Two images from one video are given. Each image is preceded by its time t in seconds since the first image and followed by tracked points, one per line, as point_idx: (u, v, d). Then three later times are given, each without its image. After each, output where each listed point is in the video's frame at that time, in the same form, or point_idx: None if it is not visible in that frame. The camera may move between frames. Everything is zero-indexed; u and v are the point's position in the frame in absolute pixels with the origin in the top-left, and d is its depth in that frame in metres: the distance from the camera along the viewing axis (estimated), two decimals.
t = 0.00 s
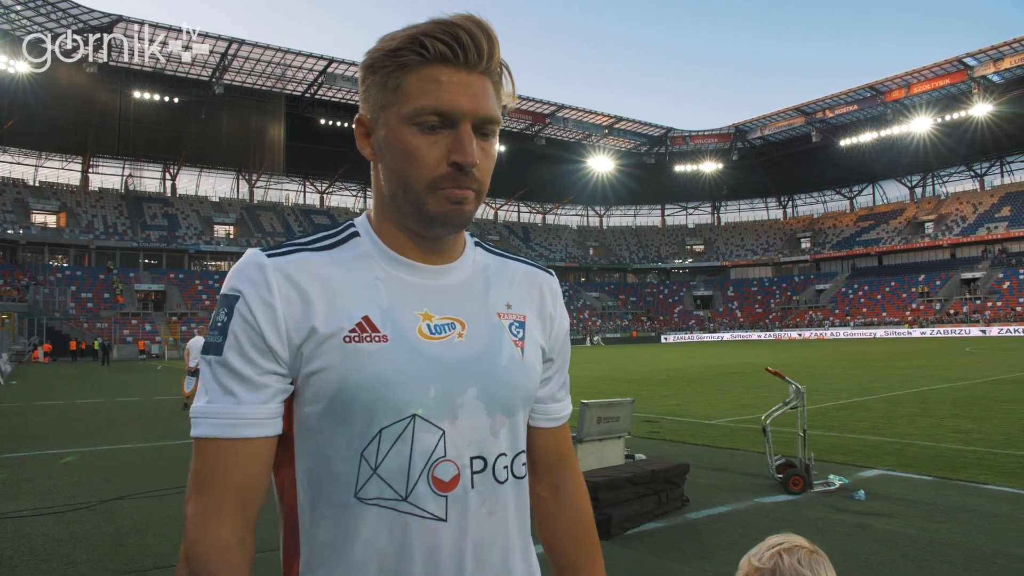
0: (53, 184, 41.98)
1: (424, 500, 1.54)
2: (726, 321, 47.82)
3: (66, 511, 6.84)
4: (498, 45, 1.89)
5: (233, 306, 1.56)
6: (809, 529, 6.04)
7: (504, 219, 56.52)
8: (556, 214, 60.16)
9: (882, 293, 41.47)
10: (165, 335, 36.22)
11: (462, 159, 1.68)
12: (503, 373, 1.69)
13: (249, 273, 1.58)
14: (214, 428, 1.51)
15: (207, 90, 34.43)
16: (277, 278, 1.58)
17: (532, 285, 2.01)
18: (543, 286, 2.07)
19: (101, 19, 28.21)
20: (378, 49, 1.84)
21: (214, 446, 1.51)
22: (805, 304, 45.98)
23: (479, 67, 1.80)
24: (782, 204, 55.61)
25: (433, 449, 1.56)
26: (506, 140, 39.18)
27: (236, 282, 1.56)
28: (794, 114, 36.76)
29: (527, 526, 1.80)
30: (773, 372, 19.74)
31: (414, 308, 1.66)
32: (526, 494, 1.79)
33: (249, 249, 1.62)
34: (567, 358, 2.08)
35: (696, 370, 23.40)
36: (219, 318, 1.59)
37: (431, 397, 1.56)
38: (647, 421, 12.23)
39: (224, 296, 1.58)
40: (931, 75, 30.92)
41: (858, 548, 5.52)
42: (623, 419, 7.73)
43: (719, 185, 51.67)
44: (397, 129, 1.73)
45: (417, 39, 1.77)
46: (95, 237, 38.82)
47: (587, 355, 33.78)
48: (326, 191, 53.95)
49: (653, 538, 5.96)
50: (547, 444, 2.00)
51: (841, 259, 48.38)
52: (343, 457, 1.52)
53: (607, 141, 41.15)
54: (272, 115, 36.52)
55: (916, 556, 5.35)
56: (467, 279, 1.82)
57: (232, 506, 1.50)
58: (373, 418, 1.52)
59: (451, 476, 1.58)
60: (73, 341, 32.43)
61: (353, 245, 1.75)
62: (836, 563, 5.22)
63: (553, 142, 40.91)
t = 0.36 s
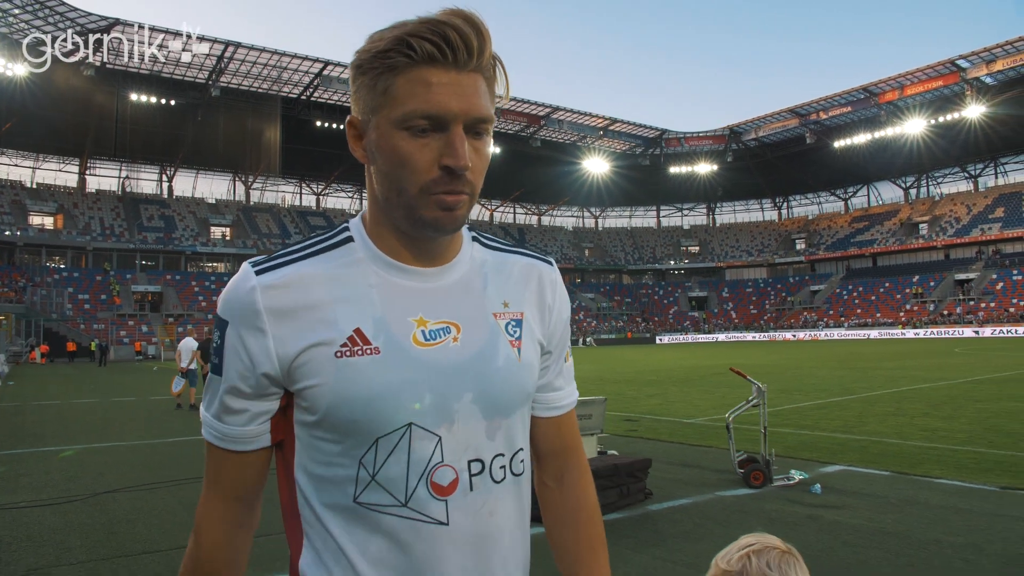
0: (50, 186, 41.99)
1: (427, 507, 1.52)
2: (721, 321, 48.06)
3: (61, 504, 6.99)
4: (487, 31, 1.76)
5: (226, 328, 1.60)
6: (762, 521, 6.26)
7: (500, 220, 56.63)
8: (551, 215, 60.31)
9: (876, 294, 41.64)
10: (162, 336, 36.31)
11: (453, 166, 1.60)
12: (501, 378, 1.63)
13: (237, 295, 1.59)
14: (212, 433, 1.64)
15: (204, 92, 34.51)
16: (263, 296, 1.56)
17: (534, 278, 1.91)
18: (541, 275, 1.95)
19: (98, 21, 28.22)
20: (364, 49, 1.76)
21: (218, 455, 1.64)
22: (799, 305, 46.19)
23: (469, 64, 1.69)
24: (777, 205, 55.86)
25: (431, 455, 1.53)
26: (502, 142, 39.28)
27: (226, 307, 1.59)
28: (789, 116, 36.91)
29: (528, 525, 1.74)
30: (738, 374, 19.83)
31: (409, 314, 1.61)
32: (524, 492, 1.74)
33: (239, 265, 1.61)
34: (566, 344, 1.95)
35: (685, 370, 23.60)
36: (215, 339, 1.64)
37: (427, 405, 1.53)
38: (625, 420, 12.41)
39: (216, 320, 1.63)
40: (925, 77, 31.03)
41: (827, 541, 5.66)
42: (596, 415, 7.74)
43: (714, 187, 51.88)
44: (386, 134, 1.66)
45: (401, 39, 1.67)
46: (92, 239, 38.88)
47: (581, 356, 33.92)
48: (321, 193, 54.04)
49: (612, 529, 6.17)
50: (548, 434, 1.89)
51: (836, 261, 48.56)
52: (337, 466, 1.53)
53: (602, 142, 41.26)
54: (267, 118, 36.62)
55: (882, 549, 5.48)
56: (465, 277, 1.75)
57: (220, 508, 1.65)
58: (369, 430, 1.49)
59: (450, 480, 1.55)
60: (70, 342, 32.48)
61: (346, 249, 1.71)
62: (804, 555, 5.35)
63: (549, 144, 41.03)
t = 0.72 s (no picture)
0: (49, 189, 42.10)
1: (375, 501, 1.56)
2: (717, 323, 48.22)
3: (61, 495, 7.38)
4: (449, 26, 1.82)
5: (177, 319, 1.60)
6: (718, 512, 6.48)
7: (497, 222, 56.76)
8: (549, 217, 60.46)
9: (872, 296, 41.77)
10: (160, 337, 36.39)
11: (406, 158, 1.65)
12: (454, 373, 1.68)
13: (193, 284, 1.61)
14: (166, 440, 1.60)
15: (202, 95, 34.62)
16: (217, 285, 1.60)
17: (492, 275, 1.99)
18: (503, 273, 2.03)
19: (96, 25, 28.33)
20: (325, 38, 1.80)
21: (170, 457, 1.60)
22: (795, 307, 46.31)
23: (430, 57, 1.74)
24: (773, 207, 56.07)
25: (381, 449, 1.57)
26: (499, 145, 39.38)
27: (180, 294, 1.59)
28: (785, 118, 37.08)
29: (482, 515, 1.81)
30: (709, 377, 20.00)
31: (363, 309, 1.66)
32: (478, 488, 1.81)
33: (195, 254, 1.64)
34: (532, 346, 2.06)
35: (674, 371, 23.80)
36: (166, 332, 1.63)
37: (381, 396, 1.57)
38: (605, 419, 12.61)
39: (170, 309, 1.61)
40: (920, 80, 31.15)
41: (781, 532, 5.84)
42: (570, 415, 7.95)
43: (711, 189, 52.07)
44: (343, 126, 1.71)
45: (361, 30, 1.72)
46: (91, 241, 38.99)
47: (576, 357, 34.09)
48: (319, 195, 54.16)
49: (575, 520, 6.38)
50: (509, 430, 1.97)
51: (831, 263, 48.71)
52: (290, 457, 1.56)
53: (599, 145, 41.37)
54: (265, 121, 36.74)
55: (832, 539, 5.67)
56: (423, 275, 1.81)
57: (181, 513, 1.61)
58: (321, 420, 1.53)
59: (401, 475, 1.59)
60: (68, 344, 32.60)
61: (304, 243, 1.76)
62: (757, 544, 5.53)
63: (546, 146, 41.15)
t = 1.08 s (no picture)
0: (49, 191, 42.16)
1: (357, 519, 1.58)
2: (714, 323, 48.33)
3: (59, 488, 7.71)
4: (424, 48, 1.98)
5: (181, 317, 1.55)
6: (679, 508, 6.62)
7: (496, 223, 56.85)
8: (547, 218, 60.55)
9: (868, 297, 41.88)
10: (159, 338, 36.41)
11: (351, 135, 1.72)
12: (440, 396, 1.71)
13: (198, 291, 1.59)
14: (159, 431, 1.47)
15: (201, 97, 34.70)
16: (221, 293, 1.59)
17: (479, 301, 2.04)
18: (491, 299, 2.09)
19: (95, 27, 28.37)
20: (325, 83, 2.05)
21: (160, 452, 1.47)
22: (792, 307, 46.36)
23: (392, 63, 1.90)
24: (770, 208, 56.15)
25: (368, 468, 1.59)
26: (497, 145, 39.45)
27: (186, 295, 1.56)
28: (782, 119, 37.19)
29: (466, 538, 1.85)
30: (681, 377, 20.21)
31: (355, 330, 1.69)
32: (461, 509, 1.83)
33: (198, 264, 1.63)
34: (516, 370, 2.10)
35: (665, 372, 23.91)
36: (167, 326, 1.57)
37: (367, 416, 1.58)
38: (589, 417, 12.73)
39: (172, 307, 1.58)
40: (916, 81, 31.22)
41: (730, 521, 6.03)
42: (549, 413, 8.07)
43: (708, 190, 52.19)
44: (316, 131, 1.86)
45: (339, 50, 1.95)
46: (90, 242, 39.07)
47: (572, 358, 34.18)
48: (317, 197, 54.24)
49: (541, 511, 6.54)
50: (495, 452, 2.04)
51: (829, 264, 48.82)
52: (280, 478, 1.54)
53: (597, 146, 41.45)
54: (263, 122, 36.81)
55: (777, 527, 5.84)
56: (410, 295, 1.83)
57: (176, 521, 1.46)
58: (310, 438, 1.54)
59: (386, 495, 1.61)
60: (68, 344, 32.71)
61: (297, 262, 1.78)
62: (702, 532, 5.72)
63: (544, 148, 41.25)
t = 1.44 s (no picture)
0: (50, 192, 42.30)
1: (402, 489, 1.62)
2: (712, 324, 48.48)
3: (63, 481, 7.92)
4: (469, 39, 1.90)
5: (217, 321, 1.67)
6: (641, 498, 6.75)
7: (496, 224, 56.97)
8: (547, 219, 60.66)
9: (867, 297, 41.99)
10: (160, 339, 36.50)
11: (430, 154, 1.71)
12: (475, 369, 1.74)
13: (231, 289, 1.67)
14: (205, 432, 1.68)
15: (201, 99, 34.84)
16: (257, 290, 1.65)
17: (509, 280, 2.03)
18: (518, 278, 2.08)
19: (95, 30, 28.48)
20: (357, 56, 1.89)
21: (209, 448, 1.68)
22: (791, 308, 46.46)
23: (452, 66, 1.83)
24: (770, 208, 56.24)
25: (409, 442, 1.63)
26: (496, 147, 39.57)
27: (219, 304, 1.66)
28: (780, 120, 37.31)
29: (503, 512, 1.85)
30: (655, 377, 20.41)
31: (391, 309, 1.72)
32: (498, 482, 1.84)
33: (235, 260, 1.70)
34: (544, 344, 2.08)
35: (659, 372, 24.04)
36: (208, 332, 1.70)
37: (410, 395, 1.62)
38: (579, 416, 12.86)
39: (211, 311, 1.68)
40: (915, 82, 31.31)
41: (692, 512, 6.18)
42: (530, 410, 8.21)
43: (707, 190, 52.34)
44: (373, 128, 1.77)
45: (389, 42, 1.81)
46: (92, 243, 39.21)
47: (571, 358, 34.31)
48: (318, 198, 54.38)
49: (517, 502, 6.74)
50: (524, 430, 2.00)
51: (828, 264, 48.93)
52: (324, 452, 1.62)
53: (596, 147, 41.56)
54: (264, 124, 36.94)
55: (735, 519, 5.98)
56: (445, 277, 1.86)
57: (211, 491, 1.69)
58: (352, 417, 1.59)
59: (428, 465, 1.64)
60: (70, 345, 32.90)
61: (335, 249, 1.80)
62: (663, 524, 5.86)
63: (543, 149, 41.38)
